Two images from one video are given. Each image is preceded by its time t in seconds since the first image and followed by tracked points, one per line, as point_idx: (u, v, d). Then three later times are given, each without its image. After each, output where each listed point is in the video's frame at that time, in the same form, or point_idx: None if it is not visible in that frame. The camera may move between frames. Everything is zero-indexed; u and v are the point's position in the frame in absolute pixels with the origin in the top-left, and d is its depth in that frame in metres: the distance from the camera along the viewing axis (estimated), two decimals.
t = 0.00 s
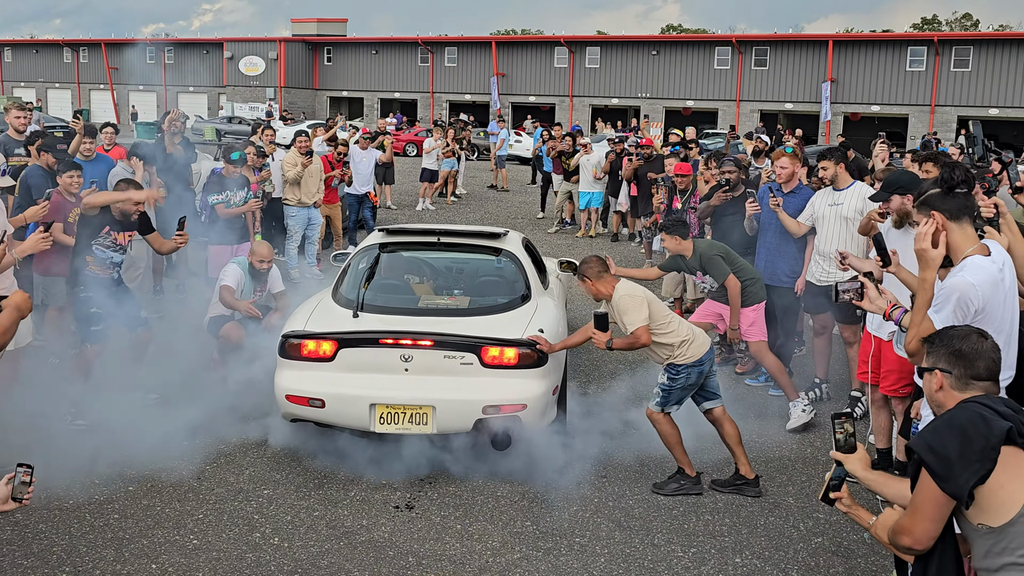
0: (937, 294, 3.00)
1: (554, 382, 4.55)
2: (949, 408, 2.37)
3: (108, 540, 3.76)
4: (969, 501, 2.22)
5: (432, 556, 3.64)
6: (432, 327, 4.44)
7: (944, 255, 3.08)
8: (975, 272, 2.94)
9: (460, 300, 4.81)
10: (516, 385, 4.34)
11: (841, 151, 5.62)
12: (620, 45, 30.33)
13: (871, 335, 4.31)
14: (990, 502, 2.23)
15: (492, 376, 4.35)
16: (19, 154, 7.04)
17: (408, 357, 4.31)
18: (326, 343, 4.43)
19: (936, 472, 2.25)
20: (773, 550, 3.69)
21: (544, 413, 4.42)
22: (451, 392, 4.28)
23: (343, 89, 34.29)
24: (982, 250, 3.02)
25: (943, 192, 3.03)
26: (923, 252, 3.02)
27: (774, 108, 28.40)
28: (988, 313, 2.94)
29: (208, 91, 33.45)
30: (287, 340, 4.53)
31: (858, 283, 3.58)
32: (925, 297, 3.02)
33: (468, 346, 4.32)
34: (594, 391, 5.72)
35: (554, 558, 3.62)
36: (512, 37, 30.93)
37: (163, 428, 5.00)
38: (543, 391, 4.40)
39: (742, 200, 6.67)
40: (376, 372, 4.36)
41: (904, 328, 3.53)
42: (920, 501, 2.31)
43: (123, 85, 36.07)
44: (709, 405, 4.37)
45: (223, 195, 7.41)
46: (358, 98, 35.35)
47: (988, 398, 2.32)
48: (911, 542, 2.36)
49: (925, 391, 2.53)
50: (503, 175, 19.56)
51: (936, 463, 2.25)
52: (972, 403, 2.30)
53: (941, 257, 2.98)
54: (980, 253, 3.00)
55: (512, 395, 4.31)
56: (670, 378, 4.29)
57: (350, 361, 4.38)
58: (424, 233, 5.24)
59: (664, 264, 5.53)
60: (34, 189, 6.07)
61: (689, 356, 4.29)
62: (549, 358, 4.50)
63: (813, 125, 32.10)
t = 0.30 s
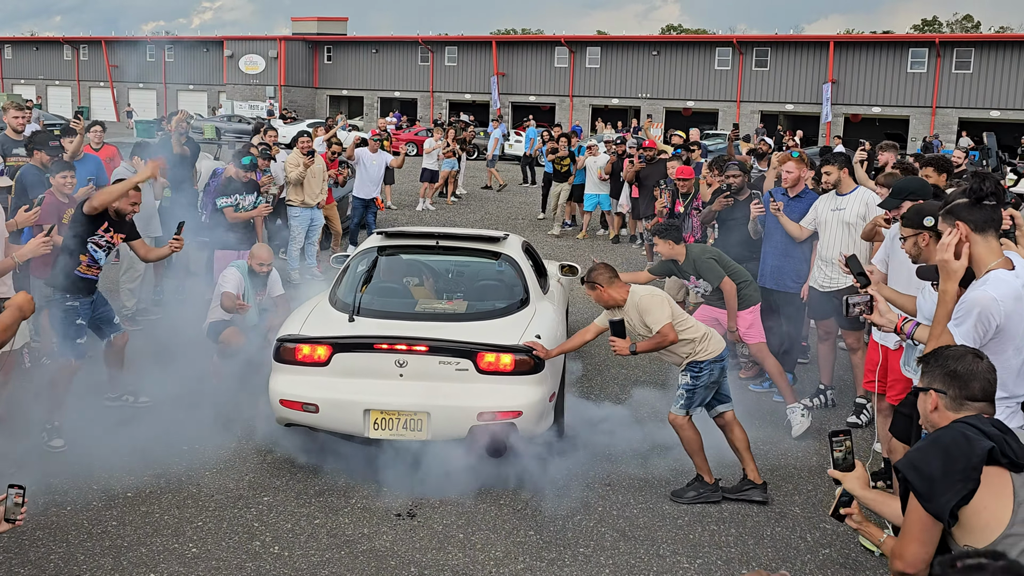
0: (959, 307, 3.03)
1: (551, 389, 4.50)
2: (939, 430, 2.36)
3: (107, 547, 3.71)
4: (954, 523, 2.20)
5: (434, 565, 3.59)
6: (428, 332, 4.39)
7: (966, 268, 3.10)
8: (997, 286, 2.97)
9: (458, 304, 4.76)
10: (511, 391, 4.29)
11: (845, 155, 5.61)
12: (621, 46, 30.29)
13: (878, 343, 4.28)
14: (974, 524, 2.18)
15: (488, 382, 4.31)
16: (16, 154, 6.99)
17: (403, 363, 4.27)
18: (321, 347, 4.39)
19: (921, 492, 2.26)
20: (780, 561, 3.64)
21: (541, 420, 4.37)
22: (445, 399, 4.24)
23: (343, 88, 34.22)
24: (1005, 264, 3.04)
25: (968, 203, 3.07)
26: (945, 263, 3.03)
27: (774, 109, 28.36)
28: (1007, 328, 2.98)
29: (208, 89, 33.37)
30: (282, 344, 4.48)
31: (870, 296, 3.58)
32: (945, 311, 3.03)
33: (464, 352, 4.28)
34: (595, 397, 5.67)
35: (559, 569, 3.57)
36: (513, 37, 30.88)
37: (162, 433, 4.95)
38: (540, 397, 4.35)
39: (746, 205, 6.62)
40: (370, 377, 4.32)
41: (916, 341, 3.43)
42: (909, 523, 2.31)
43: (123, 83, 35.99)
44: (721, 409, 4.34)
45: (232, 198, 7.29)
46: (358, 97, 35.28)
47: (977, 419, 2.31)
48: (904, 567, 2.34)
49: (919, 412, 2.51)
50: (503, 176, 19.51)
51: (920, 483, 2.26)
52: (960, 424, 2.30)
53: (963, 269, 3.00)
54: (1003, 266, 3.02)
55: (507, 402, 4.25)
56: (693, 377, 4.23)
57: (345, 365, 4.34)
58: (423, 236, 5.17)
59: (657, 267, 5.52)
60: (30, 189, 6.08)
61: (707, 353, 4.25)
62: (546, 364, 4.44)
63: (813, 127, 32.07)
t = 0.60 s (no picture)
0: (972, 314, 2.99)
1: (549, 393, 4.45)
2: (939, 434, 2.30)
3: (105, 555, 3.65)
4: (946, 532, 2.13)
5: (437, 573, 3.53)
6: (424, 335, 4.34)
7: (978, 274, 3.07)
8: (1011, 292, 2.92)
9: (455, 307, 4.71)
10: (508, 396, 4.23)
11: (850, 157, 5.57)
12: (620, 45, 30.21)
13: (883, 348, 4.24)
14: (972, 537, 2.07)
15: (484, 386, 4.25)
16: (11, 154, 6.91)
17: (398, 366, 4.22)
18: (315, 350, 4.33)
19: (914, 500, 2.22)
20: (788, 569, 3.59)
21: (538, 424, 4.32)
22: (441, 403, 4.19)
23: (342, 87, 34.18)
24: (1019, 270, 3.00)
25: (980, 207, 3.03)
26: (957, 269, 2.99)
27: (774, 108, 28.33)
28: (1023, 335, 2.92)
29: (207, 89, 33.29)
30: (276, 347, 4.43)
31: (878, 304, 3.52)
32: (958, 318, 2.99)
33: (459, 356, 4.22)
34: (598, 401, 5.62)
35: None
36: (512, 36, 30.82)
37: (160, 437, 4.89)
38: (537, 402, 4.30)
39: (747, 206, 6.57)
40: (365, 381, 4.27)
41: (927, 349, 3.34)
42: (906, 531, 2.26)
43: (122, 82, 35.92)
44: (721, 417, 4.27)
45: (241, 199, 7.19)
46: (357, 96, 35.21)
47: (976, 424, 2.25)
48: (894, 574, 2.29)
49: (922, 417, 2.44)
50: (503, 176, 19.46)
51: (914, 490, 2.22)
52: (958, 429, 2.23)
53: (975, 274, 2.95)
54: (1017, 273, 2.98)
55: (503, 406, 4.20)
56: (691, 384, 4.18)
57: (341, 369, 4.29)
58: (420, 238, 5.12)
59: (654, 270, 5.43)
60: (24, 190, 6.06)
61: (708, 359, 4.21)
62: (543, 368, 4.39)
63: (812, 126, 32.04)
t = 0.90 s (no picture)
0: (986, 318, 2.88)
1: (546, 398, 4.36)
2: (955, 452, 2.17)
3: (98, 567, 3.57)
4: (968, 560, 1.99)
5: None
6: (418, 340, 4.25)
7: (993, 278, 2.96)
8: None
9: (451, 310, 4.63)
10: (504, 402, 4.14)
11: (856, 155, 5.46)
12: (619, 44, 30.13)
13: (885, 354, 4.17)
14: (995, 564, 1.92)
15: (478, 391, 4.15)
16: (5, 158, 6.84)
17: (391, 372, 4.12)
18: (307, 355, 4.25)
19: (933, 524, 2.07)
20: None
21: (534, 431, 4.23)
22: (436, 409, 4.10)
23: (342, 88, 34.10)
24: None
25: (995, 209, 2.93)
26: (971, 272, 2.90)
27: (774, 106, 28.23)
28: None
29: (206, 90, 33.21)
30: (269, 352, 4.35)
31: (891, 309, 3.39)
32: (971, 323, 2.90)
33: (453, 360, 4.13)
34: (601, 406, 5.54)
35: None
36: (511, 36, 30.74)
37: (155, 445, 4.81)
38: (534, 407, 4.21)
39: (750, 206, 6.48)
40: (358, 386, 4.18)
41: (940, 355, 3.26)
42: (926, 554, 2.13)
43: (122, 84, 35.86)
44: (725, 422, 4.17)
45: (238, 203, 7.09)
46: (357, 96, 35.13)
47: (993, 441, 2.12)
48: None
49: (935, 433, 2.34)
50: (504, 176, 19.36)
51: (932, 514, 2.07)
52: (973, 447, 2.11)
53: (990, 279, 2.86)
54: None
55: (499, 412, 4.11)
56: (689, 387, 4.08)
57: (334, 375, 4.20)
58: (416, 240, 5.04)
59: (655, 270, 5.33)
60: (10, 191, 5.96)
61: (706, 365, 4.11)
62: (539, 373, 4.30)
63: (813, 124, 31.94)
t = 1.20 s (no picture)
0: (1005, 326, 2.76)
1: (546, 405, 4.25)
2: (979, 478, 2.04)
3: None
4: None
5: None
6: (415, 346, 4.15)
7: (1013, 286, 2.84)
8: None
9: (448, 315, 4.52)
10: (503, 409, 4.03)
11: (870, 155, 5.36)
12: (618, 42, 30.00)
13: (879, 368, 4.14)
14: None
15: (476, 399, 4.04)
16: None
17: (386, 379, 4.02)
18: (301, 362, 4.15)
19: (962, 555, 1.94)
20: None
21: (533, 439, 4.13)
22: (433, 418, 3.99)
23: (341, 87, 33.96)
24: None
25: (1016, 214, 2.83)
26: (990, 280, 2.78)
27: (774, 104, 28.11)
28: None
29: (205, 89, 33.08)
30: (261, 358, 4.24)
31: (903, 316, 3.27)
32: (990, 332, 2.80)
33: (450, 367, 4.03)
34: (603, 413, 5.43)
35: None
36: (510, 34, 30.62)
37: (148, 453, 4.70)
38: (533, 415, 4.10)
39: (754, 206, 6.37)
40: (353, 394, 4.07)
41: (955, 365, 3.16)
42: None
43: (120, 84, 35.73)
44: (726, 434, 4.09)
45: (224, 208, 6.97)
46: (356, 96, 35.00)
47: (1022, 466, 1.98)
48: None
49: (959, 456, 2.24)
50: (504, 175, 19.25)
51: (960, 544, 1.94)
52: (1002, 472, 1.98)
53: (1010, 286, 2.75)
54: None
55: (498, 421, 4.00)
56: (682, 399, 4.00)
57: (329, 382, 4.09)
58: (412, 242, 4.93)
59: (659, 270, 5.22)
60: None
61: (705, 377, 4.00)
62: (538, 379, 4.19)
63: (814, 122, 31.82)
